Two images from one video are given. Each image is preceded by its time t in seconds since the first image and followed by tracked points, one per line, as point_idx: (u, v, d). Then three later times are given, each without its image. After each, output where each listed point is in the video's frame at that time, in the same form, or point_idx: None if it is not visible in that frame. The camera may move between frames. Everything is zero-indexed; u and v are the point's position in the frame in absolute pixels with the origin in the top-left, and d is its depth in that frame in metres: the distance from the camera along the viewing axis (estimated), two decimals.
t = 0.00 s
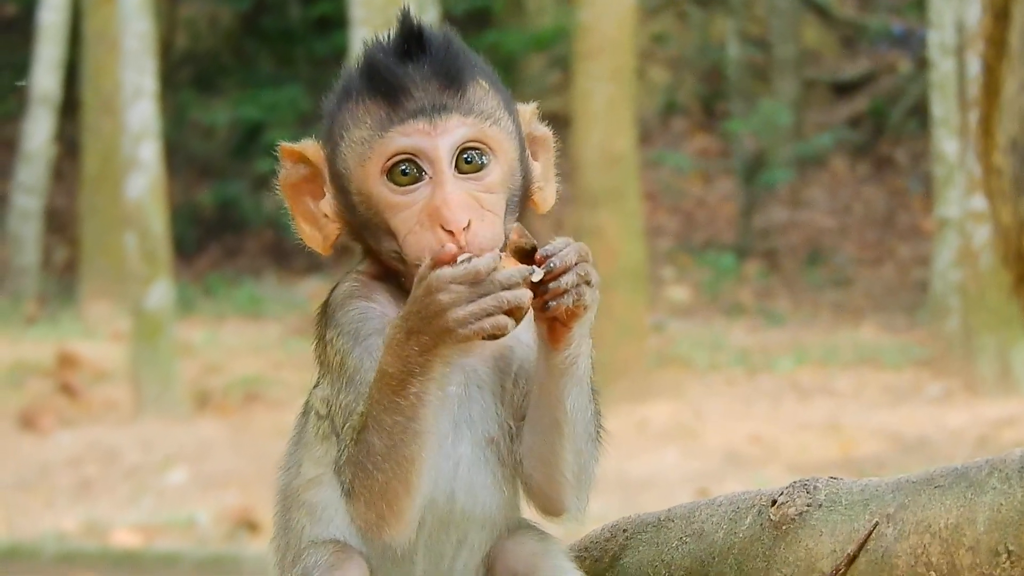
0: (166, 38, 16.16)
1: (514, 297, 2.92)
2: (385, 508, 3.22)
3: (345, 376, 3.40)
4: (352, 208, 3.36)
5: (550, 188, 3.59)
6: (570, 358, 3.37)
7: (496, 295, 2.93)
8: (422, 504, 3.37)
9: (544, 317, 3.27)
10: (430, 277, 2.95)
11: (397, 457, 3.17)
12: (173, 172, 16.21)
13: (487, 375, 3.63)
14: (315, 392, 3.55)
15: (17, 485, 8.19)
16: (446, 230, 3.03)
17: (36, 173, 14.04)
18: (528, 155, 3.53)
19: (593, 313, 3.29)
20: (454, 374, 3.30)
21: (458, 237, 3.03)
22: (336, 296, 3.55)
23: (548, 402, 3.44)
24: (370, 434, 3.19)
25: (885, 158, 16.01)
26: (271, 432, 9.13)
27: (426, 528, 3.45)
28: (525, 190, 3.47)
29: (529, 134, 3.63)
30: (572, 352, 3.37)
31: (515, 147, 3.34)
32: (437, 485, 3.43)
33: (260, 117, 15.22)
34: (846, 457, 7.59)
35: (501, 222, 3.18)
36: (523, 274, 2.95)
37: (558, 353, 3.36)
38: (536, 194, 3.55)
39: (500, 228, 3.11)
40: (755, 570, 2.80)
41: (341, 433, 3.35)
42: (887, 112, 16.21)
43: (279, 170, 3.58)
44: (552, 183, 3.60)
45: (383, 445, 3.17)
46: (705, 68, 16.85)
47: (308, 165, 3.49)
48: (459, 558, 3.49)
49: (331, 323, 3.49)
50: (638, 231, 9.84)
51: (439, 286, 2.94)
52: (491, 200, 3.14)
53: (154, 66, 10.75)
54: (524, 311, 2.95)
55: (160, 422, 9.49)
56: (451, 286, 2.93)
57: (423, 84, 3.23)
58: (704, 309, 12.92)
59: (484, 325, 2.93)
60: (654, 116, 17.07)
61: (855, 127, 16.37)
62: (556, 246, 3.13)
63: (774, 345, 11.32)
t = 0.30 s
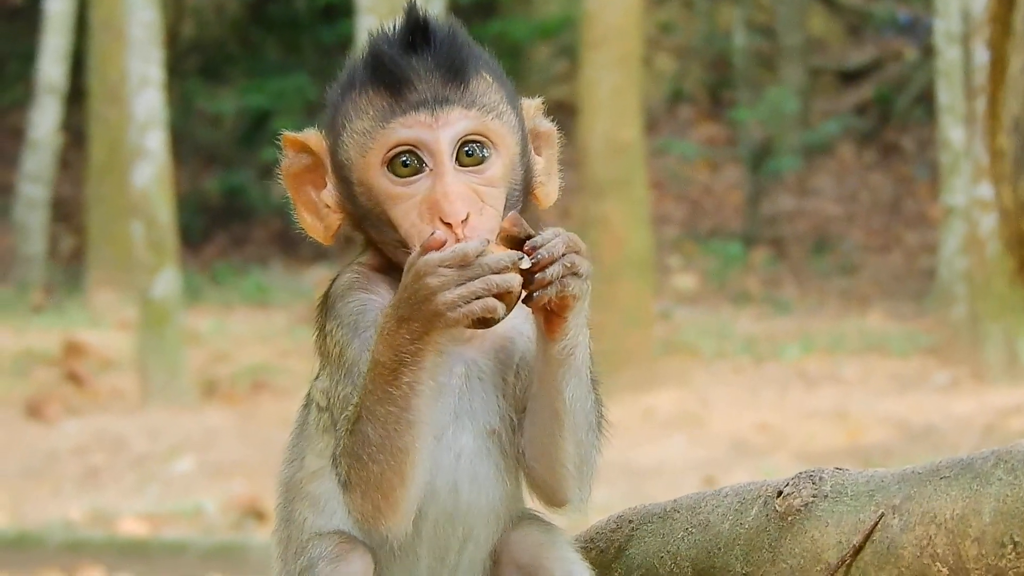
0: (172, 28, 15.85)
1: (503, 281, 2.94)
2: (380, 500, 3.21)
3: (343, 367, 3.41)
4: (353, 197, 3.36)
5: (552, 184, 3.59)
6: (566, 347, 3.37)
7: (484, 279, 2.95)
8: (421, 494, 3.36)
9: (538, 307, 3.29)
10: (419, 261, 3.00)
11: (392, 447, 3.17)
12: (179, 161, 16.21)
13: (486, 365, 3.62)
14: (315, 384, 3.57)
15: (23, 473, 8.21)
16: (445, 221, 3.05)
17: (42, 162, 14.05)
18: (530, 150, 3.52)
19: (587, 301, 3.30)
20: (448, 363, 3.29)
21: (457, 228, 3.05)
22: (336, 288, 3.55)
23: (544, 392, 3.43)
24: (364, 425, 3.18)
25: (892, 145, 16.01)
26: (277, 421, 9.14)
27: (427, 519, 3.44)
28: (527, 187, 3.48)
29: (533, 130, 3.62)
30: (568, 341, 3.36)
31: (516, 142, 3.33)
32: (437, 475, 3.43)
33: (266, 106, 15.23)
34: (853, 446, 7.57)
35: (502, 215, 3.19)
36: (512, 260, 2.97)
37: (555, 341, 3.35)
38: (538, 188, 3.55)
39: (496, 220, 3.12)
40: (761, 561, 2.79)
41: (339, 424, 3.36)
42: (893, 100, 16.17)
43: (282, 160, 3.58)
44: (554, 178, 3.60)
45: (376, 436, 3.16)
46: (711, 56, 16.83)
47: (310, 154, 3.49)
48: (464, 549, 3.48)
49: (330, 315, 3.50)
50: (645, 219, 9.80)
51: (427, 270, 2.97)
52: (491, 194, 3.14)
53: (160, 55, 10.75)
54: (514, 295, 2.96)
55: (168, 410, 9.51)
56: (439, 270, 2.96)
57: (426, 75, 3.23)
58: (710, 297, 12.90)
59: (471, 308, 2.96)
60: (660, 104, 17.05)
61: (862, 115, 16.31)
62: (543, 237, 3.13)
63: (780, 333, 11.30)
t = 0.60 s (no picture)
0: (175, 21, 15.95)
1: (508, 281, 2.95)
2: (385, 501, 3.22)
3: (347, 368, 3.41)
4: (362, 189, 3.35)
5: (558, 187, 3.57)
6: (562, 350, 3.35)
7: (489, 280, 2.96)
8: (424, 494, 3.36)
9: (538, 306, 3.28)
10: (425, 263, 3.01)
11: (396, 448, 3.17)
12: (183, 154, 16.21)
13: (489, 366, 3.63)
14: (318, 383, 3.57)
15: (28, 467, 8.23)
16: (456, 213, 3.05)
17: (46, 156, 14.06)
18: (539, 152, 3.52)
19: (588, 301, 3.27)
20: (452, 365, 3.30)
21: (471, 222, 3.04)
22: (338, 287, 3.54)
23: (543, 394, 3.43)
24: (368, 426, 3.18)
25: (896, 138, 16.01)
26: (281, 415, 9.15)
27: (430, 519, 3.44)
28: (535, 188, 3.47)
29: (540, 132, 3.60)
30: (563, 344, 3.34)
31: (530, 142, 3.33)
32: (439, 476, 3.42)
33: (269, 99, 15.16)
34: (856, 438, 7.56)
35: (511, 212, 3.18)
36: (517, 261, 2.97)
37: (550, 344, 3.33)
38: (545, 191, 3.53)
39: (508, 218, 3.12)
40: (765, 556, 2.79)
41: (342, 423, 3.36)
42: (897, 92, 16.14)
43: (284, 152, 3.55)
44: (559, 183, 3.58)
45: (381, 437, 3.16)
46: (715, 49, 16.84)
47: (317, 148, 3.47)
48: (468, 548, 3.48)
49: (332, 314, 3.50)
50: (649, 212, 9.79)
51: (433, 272, 2.99)
52: (503, 191, 3.15)
53: (163, 49, 10.74)
54: (519, 295, 2.97)
55: (172, 404, 9.52)
56: (445, 271, 2.98)
57: (443, 72, 3.23)
58: (714, 290, 12.90)
59: (476, 308, 2.97)
60: (664, 97, 17.08)
61: (865, 108, 16.29)
62: (544, 230, 3.12)
63: (784, 326, 11.30)
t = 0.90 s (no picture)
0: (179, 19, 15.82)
1: (509, 281, 2.95)
2: (387, 502, 3.22)
3: (350, 369, 3.42)
4: (370, 194, 3.36)
5: (563, 193, 3.58)
6: (564, 351, 3.35)
7: (490, 280, 2.96)
8: (427, 495, 3.36)
9: (539, 307, 3.27)
10: (427, 264, 3.01)
11: (399, 450, 3.17)
12: (186, 152, 16.19)
13: (492, 367, 3.63)
14: (322, 383, 3.58)
15: (31, 466, 8.23)
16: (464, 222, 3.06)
17: (50, 155, 14.06)
18: (547, 159, 3.51)
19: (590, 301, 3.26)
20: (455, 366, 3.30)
21: (478, 228, 3.07)
22: (342, 288, 3.55)
23: (545, 396, 3.43)
24: (371, 428, 3.19)
25: (898, 136, 15.99)
26: (284, 413, 9.16)
27: (433, 520, 3.44)
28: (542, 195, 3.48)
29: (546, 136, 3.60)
30: (565, 346, 3.35)
31: (539, 149, 3.34)
32: (442, 477, 3.43)
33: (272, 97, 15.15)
34: (860, 436, 7.56)
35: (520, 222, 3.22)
36: (518, 260, 2.97)
37: (552, 345, 3.33)
38: (552, 198, 3.55)
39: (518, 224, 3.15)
40: (769, 556, 2.78)
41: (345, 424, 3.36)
42: (900, 90, 16.15)
43: (295, 151, 3.58)
44: (566, 189, 3.59)
45: (384, 439, 3.17)
46: (718, 47, 16.88)
47: (325, 148, 3.49)
48: (471, 547, 3.48)
49: (335, 315, 3.51)
50: (652, 209, 9.77)
51: (434, 272, 2.99)
52: (511, 200, 3.18)
53: (167, 47, 10.73)
54: (520, 295, 2.97)
55: (175, 403, 9.53)
56: (446, 272, 2.98)
57: (455, 80, 3.22)
58: (717, 288, 12.89)
59: (478, 308, 2.96)
60: (667, 96, 17.22)
61: (868, 106, 16.29)
62: (546, 231, 3.09)
63: (787, 324, 11.31)
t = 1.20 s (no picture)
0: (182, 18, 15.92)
1: (515, 293, 2.90)
2: (388, 503, 3.22)
3: (349, 368, 3.41)
4: (368, 190, 3.35)
5: (557, 194, 3.57)
6: (566, 354, 3.37)
7: (496, 293, 2.91)
8: (429, 494, 3.37)
9: (543, 312, 3.26)
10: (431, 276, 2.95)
11: (401, 451, 3.17)
12: (189, 152, 16.19)
13: (493, 365, 3.63)
14: (321, 382, 3.57)
15: (35, 466, 8.25)
16: (463, 214, 3.04)
17: (53, 156, 14.08)
18: (545, 161, 3.52)
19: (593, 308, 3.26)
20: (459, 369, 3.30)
21: (478, 222, 3.03)
22: (340, 286, 3.55)
23: (546, 398, 3.43)
24: (373, 429, 3.18)
25: (901, 136, 16.01)
26: (287, 413, 9.18)
27: (434, 519, 3.44)
28: (538, 198, 3.47)
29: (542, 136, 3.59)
30: (567, 350, 3.36)
31: (538, 146, 3.34)
32: (444, 476, 3.43)
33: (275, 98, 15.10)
34: (863, 436, 7.57)
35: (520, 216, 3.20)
36: (524, 271, 2.93)
37: (554, 347, 3.34)
38: (547, 199, 3.55)
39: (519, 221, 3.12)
40: (772, 555, 2.79)
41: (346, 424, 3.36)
42: (903, 90, 16.16)
43: (293, 146, 3.58)
44: (560, 189, 3.59)
45: (386, 441, 3.16)
46: (721, 47, 16.88)
47: (323, 143, 3.49)
48: (474, 547, 3.49)
49: (335, 315, 3.50)
50: (655, 208, 9.77)
51: (439, 284, 2.93)
52: (512, 194, 3.16)
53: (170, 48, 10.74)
54: (525, 306, 2.92)
55: (178, 403, 9.54)
56: (451, 285, 2.92)
57: (453, 74, 3.24)
58: (720, 288, 12.89)
59: (484, 321, 2.91)
60: (670, 96, 17.22)
61: (871, 106, 16.29)
62: (552, 239, 3.10)
63: (789, 323, 11.31)
